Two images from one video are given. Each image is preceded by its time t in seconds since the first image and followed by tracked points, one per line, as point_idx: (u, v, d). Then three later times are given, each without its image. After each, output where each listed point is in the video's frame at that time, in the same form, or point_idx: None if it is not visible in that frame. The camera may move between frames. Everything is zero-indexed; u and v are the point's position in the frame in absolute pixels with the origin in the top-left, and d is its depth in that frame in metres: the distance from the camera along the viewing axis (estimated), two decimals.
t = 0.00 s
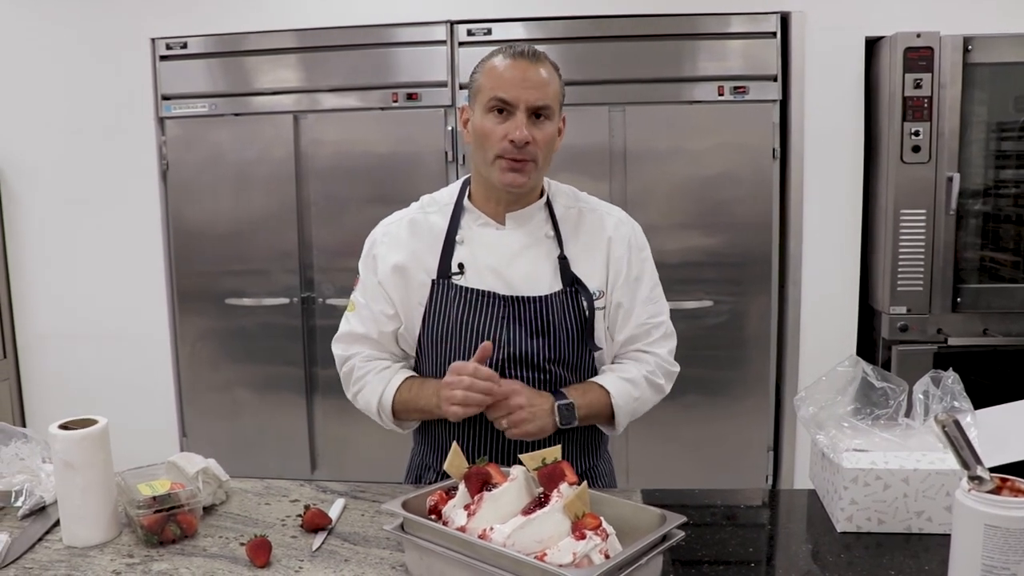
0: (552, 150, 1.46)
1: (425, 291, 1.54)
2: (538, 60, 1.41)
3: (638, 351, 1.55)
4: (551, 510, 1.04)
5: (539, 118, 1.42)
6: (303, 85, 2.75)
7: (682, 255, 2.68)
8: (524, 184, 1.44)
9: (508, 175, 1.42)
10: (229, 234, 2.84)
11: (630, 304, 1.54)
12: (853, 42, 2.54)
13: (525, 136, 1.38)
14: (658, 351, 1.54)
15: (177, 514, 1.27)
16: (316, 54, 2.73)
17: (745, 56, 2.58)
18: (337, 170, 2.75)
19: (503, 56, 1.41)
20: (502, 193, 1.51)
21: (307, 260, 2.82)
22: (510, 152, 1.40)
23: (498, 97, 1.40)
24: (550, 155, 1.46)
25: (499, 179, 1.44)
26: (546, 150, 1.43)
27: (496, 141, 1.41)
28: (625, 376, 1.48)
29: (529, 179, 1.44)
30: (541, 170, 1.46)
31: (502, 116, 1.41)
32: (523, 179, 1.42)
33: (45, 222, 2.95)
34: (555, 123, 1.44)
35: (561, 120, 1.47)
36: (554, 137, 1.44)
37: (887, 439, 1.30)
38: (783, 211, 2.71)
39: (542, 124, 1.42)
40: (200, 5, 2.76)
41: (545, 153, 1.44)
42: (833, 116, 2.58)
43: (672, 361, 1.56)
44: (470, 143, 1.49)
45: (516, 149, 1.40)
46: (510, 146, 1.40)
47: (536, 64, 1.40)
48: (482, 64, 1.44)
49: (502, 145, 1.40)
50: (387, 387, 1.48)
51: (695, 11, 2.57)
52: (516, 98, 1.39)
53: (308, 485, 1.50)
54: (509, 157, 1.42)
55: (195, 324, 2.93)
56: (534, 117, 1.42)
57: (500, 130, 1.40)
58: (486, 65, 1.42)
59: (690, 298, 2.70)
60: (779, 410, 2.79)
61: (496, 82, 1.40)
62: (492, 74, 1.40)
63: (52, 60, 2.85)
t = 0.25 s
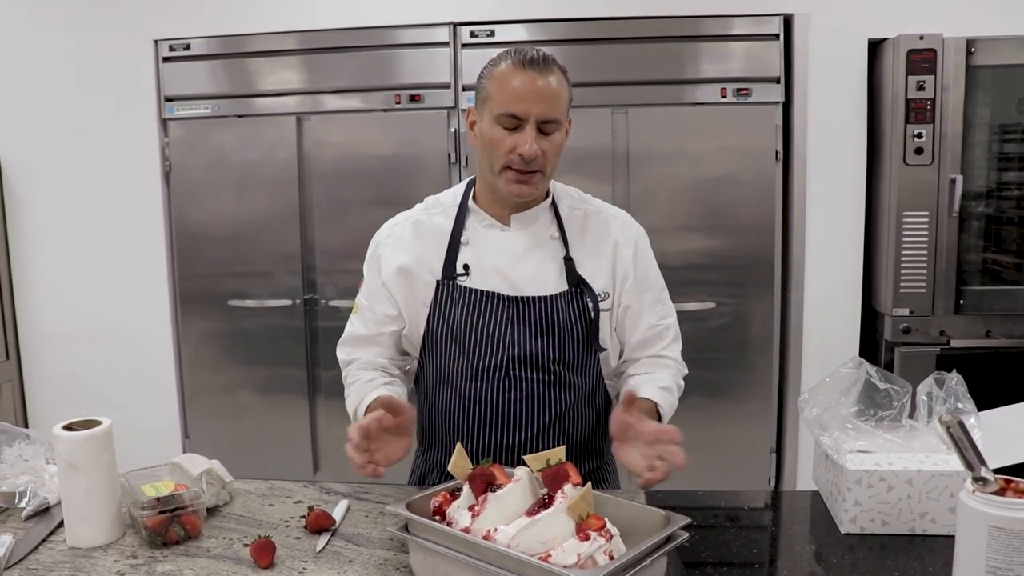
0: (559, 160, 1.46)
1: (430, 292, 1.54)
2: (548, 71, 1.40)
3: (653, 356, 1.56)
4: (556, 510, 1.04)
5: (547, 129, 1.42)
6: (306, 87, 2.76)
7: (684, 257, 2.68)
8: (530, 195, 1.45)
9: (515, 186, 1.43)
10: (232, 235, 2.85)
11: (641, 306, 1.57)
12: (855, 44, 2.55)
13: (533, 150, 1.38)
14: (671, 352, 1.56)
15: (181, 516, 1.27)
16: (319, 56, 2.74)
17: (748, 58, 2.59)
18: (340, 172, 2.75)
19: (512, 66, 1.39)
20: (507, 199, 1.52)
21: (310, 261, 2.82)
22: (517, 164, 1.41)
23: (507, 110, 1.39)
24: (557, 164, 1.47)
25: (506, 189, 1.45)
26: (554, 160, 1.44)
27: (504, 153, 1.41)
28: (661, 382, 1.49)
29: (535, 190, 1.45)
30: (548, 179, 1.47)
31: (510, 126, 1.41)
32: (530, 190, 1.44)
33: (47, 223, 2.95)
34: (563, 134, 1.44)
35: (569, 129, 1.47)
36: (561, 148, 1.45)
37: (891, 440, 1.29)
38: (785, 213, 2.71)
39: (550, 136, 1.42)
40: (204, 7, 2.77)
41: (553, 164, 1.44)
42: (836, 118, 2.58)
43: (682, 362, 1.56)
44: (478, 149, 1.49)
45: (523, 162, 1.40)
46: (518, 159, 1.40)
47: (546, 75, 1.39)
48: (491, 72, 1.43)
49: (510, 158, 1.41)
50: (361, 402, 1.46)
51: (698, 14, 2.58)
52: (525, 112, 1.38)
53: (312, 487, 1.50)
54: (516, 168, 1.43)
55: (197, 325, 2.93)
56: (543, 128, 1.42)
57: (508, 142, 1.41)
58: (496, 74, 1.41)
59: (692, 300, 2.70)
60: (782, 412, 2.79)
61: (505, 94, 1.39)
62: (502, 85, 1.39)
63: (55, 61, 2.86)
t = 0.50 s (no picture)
0: (559, 163, 1.46)
1: (432, 293, 1.55)
2: (548, 74, 1.40)
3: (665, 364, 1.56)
4: (557, 512, 1.04)
5: (547, 133, 1.42)
6: (306, 88, 2.76)
7: (685, 258, 2.68)
8: (529, 199, 1.45)
9: (513, 190, 1.44)
10: (233, 237, 2.85)
11: (646, 309, 1.56)
12: (856, 46, 2.55)
13: (531, 155, 1.39)
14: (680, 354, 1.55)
15: (181, 517, 1.27)
16: (320, 57, 2.74)
17: (748, 60, 2.59)
18: (341, 174, 2.76)
19: (512, 69, 1.39)
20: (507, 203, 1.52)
21: (310, 262, 2.83)
22: (516, 168, 1.41)
23: (507, 113, 1.40)
24: (557, 168, 1.47)
25: (505, 192, 1.46)
26: (553, 165, 1.44)
27: (503, 157, 1.42)
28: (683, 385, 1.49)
29: (535, 193, 1.45)
30: (547, 183, 1.47)
31: (510, 130, 1.42)
32: (528, 195, 1.44)
33: (47, 224, 2.95)
34: (563, 138, 1.44)
35: (569, 132, 1.47)
36: (561, 152, 1.45)
37: (892, 441, 1.30)
38: (786, 214, 2.71)
39: (550, 139, 1.42)
40: (204, 8, 2.77)
41: (552, 168, 1.45)
42: (836, 121, 2.58)
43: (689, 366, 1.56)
44: (478, 151, 1.49)
45: (522, 166, 1.41)
46: (516, 163, 1.41)
47: (546, 79, 1.39)
48: (492, 74, 1.43)
49: (508, 162, 1.42)
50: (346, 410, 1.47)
51: (698, 15, 2.58)
52: (524, 116, 1.39)
53: (312, 488, 1.50)
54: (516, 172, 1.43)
55: (198, 327, 2.93)
56: (542, 132, 1.42)
57: (507, 146, 1.41)
58: (496, 77, 1.41)
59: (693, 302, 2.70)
60: (782, 414, 2.79)
61: (504, 98, 1.39)
62: (502, 88, 1.40)
63: (56, 62, 2.86)
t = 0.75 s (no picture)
0: (555, 163, 1.46)
1: (431, 295, 1.55)
2: (545, 72, 1.40)
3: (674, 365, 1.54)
4: (557, 515, 1.04)
5: (542, 131, 1.42)
6: (306, 91, 2.76)
7: (685, 260, 2.68)
8: (524, 197, 1.45)
9: (508, 187, 1.43)
10: (233, 239, 2.85)
11: (648, 312, 1.56)
12: (855, 47, 2.55)
13: (525, 151, 1.39)
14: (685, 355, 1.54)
15: (181, 521, 1.27)
16: (320, 60, 2.74)
17: (748, 61, 2.59)
18: (341, 176, 2.76)
19: (509, 67, 1.40)
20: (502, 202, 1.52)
21: (310, 265, 2.83)
22: (511, 165, 1.41)
23: (503, 110, 1.40)
24: (553, 167, 1.46)
25: (500, 190, 1.45)
26: (549, 163, 1.44)
27: (498, 153, 1.42)
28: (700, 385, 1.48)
29: (529, 192, 1.45)
30: (543, 183, 1.47)
31: (505, 128, 1.42)
32: (522, 192, 1.44)
33: (48, 227, 2.96)
34: (560, 137, 1.44)
35: (567, 132, 1.47)
36: (557, 151, 1.44)
37: (892, 444, 1.29)
38: (786, 215, 2.71)
39: (546, 137, 1.42)
40: (204, 11, 2.77)
41: (548, 166, 1.44)
42: (836, 122, 2.58)
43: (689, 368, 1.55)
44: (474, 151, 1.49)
45: (517, 163, 1.40)
46: (510, 159, 1.40)
47: (542, 77, 1.39)
48: (490, 73, 1.44)
49: (502, 158, 1.41)
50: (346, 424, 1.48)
51: (698, 17, 2.58)
52: (520, 112, 1.39)
53: (312, 491, 1.50)
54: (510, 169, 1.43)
55: (198, 329, 2.93)
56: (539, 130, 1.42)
57: (502, 142, 1.41)
58: (493, 75, 1.42)
59: (693, 303, 2.70)
60: (783, 415, 2.79)
61: (500, 95, 1.40)
62: (498, 86, 1.40)
63: (56, 65, 2.86)
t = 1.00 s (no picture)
0: (559, 163, 1.46)
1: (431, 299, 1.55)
2: (549, 73, 1.41)
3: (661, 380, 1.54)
4: (557, 520, 1.04)
5: (547, 132, 1.42)
6: (307, 95, 2.77)
7: (685, 264, 2.68)
8: (529, 197, 1.45)
9: (513, 187, 1.43)
10: (233, 243, 2.85)
11: (641, 320, 1.55)
12: (856, 52, 2.55)
13: (531, 150, 1.39)
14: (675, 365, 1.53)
15: (181, 525, 1.27)
16: (321, 64, 2.75)
17: (748, 66, 2.59)
18: (341, 180, 2.76)
19: (512, 68, 1.41)
20: (506, 204, 1.52)
21: (311, 269, 2.83)
22: (516, 164, 1.41)
23: (508, 110, 1.40)
24: (556, 168, 1.47)
25: (504, 190, 1.45)
26: (553, 163, 1.44)
27: (503, 153, 1.42)
28: (684, 416, 1.47)
29: (534, 192, 1.44)
30: (547, 183, 1.47)
31: (509, 128, 1.42)
32: (527, 192, 1.43)
33: (48, 231, 2.96)
34: (563, 137, 1.45)
35: (569, 134, 1.47)
36: (561, 151, 1.45)
37: (891, 449, 1.29)
38: (786, 220, 2.71)
39: (550, 137, 1.42)
40: (205, 15, 2.78)
41: (552, 166, 1.45)
42: (836, 127, 2.59)
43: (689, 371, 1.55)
44: (477, 153, 1.49)
45: (522, 162, 1.40)
46: (515, 159, 1.41)
47: (546, 77, 1.41)
48: (492, 76, 1.45)
49: (508, 158, 1.41)
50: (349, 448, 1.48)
51: (699, 22, 2.59)
52: (525, 111, 1.39)
53: (312, 496, 1.50)
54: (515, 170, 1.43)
55: (199, 333, 2.93)
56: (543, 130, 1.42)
57: (507, 142, 1.41)
58: (496, 77, 1.43)
59: (694, 308, 2.70)
60: (783, 420, 2.78)
61: (505, 95, 1.40)
62: (502, 86, 1.41)
63: (57, 70, 2.87)
